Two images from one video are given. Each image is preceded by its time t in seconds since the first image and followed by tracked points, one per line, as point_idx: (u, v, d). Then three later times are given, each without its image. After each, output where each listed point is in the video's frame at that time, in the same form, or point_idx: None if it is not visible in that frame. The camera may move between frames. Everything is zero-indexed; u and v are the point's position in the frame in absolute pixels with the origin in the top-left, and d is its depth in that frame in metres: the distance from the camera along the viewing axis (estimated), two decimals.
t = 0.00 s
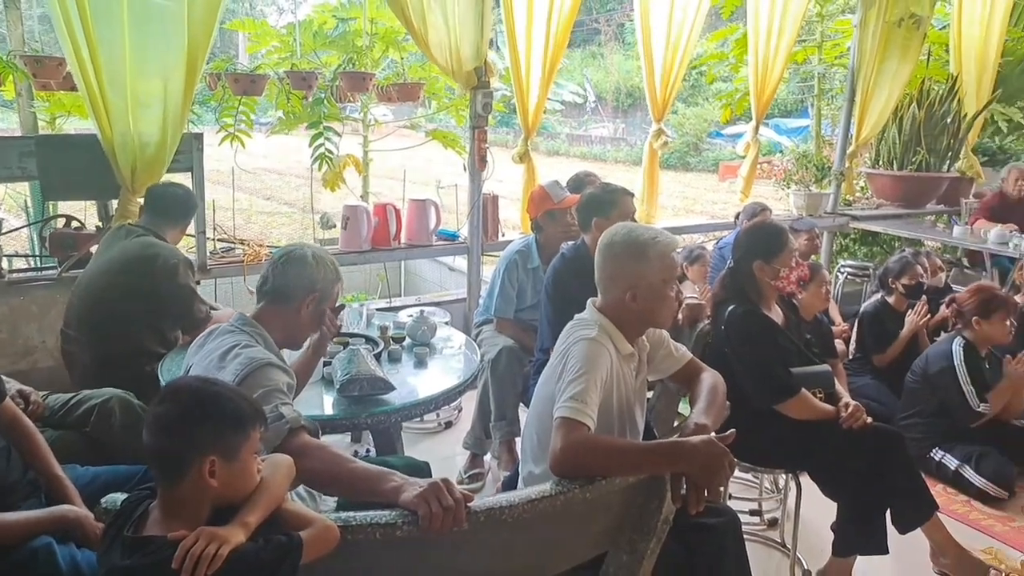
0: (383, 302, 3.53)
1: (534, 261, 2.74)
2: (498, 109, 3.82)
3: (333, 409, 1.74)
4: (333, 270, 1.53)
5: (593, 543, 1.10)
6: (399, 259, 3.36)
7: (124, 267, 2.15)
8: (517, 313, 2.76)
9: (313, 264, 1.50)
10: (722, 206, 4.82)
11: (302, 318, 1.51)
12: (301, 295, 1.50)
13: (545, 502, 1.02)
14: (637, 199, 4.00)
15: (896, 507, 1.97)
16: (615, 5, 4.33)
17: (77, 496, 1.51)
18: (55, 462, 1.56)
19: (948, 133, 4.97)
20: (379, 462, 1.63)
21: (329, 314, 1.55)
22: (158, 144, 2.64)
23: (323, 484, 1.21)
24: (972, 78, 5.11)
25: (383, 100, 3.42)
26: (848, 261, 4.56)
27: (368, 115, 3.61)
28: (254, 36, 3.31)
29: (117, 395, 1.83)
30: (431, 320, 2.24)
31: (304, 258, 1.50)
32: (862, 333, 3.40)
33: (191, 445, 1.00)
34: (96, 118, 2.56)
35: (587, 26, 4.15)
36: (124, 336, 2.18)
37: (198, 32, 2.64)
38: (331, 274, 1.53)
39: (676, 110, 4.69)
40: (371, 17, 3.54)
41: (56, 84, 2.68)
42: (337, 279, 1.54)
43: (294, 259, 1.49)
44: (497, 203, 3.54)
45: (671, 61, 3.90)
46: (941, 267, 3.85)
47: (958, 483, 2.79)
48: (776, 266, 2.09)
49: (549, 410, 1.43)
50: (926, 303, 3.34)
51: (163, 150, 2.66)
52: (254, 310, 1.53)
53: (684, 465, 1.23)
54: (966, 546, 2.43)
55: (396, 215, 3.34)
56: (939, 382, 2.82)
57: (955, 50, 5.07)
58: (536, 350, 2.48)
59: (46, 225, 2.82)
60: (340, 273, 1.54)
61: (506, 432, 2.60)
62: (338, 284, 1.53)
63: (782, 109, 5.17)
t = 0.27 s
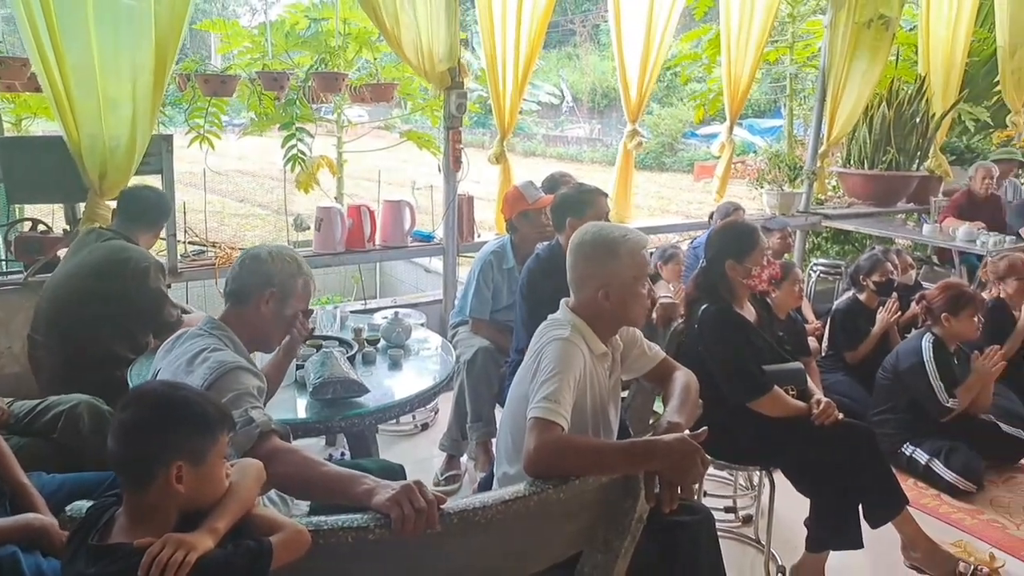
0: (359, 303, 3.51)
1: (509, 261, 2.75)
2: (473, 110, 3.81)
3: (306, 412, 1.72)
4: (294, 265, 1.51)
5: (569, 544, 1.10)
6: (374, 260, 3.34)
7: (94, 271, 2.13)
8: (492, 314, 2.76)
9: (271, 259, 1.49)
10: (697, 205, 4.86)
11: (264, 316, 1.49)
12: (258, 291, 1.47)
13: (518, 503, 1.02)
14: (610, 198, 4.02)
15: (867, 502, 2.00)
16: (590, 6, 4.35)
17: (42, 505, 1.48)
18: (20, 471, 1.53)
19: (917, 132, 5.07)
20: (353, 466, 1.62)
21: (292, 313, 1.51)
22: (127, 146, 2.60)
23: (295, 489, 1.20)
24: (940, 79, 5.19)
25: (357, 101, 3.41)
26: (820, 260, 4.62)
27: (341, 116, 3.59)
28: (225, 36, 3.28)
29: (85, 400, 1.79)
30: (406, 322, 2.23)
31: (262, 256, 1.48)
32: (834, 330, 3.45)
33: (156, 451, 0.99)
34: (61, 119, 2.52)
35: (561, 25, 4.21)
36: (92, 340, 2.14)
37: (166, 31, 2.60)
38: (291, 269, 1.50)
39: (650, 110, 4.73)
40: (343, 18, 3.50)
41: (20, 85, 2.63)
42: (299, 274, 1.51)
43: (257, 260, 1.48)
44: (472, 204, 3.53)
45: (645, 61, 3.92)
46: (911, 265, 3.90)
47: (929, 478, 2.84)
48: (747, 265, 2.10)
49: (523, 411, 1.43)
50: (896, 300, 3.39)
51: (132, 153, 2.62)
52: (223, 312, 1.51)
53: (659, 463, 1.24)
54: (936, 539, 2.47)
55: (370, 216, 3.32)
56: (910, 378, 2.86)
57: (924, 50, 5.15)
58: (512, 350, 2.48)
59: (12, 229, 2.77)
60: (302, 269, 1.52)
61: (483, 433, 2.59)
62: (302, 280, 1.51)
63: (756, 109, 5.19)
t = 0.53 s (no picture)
0: (335, 307, 3.49)
1: (486, 263, 2.74)
2: (449, 112, 3.80)
3: (281, 418, 1.70)
4: (261, 265, 1.49)
5: (548, 545, 1.10)
6: (350, 263, 3.32)
7: (64, 278, 2.09)
8: (470, 316, 2.74)
9: (234, 263, 1.47)
10: (673, 205, 4.89)
11: (230, 318, 1.47)
12: (225, 293, 1.46)
13: (495, 505, 1.02)
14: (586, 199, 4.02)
15: (843, 496, 2.02)
16: (565, 8, 4.35)
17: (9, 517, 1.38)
18: None
19: (887, 131, 5.14)
20: (330, 472, 1.61)
21: (263, 314, 1.50)
22: (97, 152, 2.57)
23: (270, 496, 1.18)
24: (908, 78, 5.27)
25: (331, 104, 3.39)
26: (795, 258, 4.67)
27: (315, 118, 3.55)
28: (197, 39, 3.25)
29: (54, 410, 1.72)
30: (382, 325, 2.22)
31: (227, 260, 1.47)
32: (809, 327, 3.49)
33: (125, 460, 0.97)
34: (29, 126, 2.47)
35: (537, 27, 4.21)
36: (61, 349, 2.11)
37: (135, 34, 2.56)
38: (258, 270, 1.48)
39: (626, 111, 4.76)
40: (316, 20, 3.45)
41: None
42: (267, 275, 1.49)
43: (222, 265, 1.47)
44: (448, 207, 3.52)
45: (620, 62, 3.93)
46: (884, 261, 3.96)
47: (903, 472, 2.87)
48: (722, 264, 2.11)
49: (500, 412, 1.43)
50: (869, 297, 3.43)
51: (102, 159, 2.58)
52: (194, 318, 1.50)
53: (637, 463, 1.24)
54: (911, 532, 2.50)
55: (346, 219, 3.30)
56: (883, 373, 2.90)
57: (893, 50, 5.23)
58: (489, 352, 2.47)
59: None
60: (270, 269, 1.50)
61: (462, 436, 2.59)
62: (270, 281, 1.49)
63: (730, 110, 5.35)
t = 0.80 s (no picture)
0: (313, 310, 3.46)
1: (465, 264, 2.74)
2: (427, 113, 3.74)
3: (257, 423, 1.69)
4: (231, 267, 1.48)
5: (526, 547, 1.10)
6: (328, 266, 3.30)
7: (35, 283, 2.06)
8: (449, 317, 2.74)
9: (202, 266, 1.46)
10: (652, 206, 4.93)
11: (201, 321, 1.46)
12: (194, 295, 1.45)
13: (473, 507, 1.02)
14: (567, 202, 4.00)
15: (819, 493, 2.04)
16: (544, 9, 4.36)
17: None
18: None
19: (861, 132, 5.21)
20: (307, 476, 1.60)
21: (235, 316, 1.48)
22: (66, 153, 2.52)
23: (243, 504, 1.17)
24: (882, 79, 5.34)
25: (307, 105, 3.35)
26: (771, 257, 4.71)
27: (292, 120, 3.52)
28: (170, 41, 3.21)
29: (25, 416, 1.70)
30: (360, 328, 2.21)
31: (196, 263, 1.47)
32: (785, 326, 3.52)
33: (94, 467, 0.96)
34: None
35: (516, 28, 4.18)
36: (31, 355, 2.07)
37: (106, 35, 2.53)
38: (228, 272, 1.47)
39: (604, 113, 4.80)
40: (292, 22, 3.43)
41: None
42: (237, 276, 1.48)
43: (191, 268, 1.47)
44: (427, 208, 3.51)
45: (597, 63, 3.93)
46: (859, 260, 4.00)
47: (879, 468, 2.91)
48: (698, 264, 2.11)
49: (478, 414, 1.43)
50: (844, 295, 3.47)
51: (73, 160, 2.54)
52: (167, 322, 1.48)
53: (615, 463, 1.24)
54: (887, 527, 2.53)
55: (323, 221, 3.28)
56: (858, 371, 2.93)
57: (867, 52, 5.30)
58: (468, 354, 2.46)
59: None
60: (240, 271, 1.49)
61: (442, 438, 2.58)
62: (241, 282, 1.48)
63: (707, 111, 5.51)
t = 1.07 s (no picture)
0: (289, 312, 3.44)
1: (443, 266, 2.73)
2: (405, 114, 3.75)
3: (232, 426, 1.67)
4: (204, 267, 1.46)
5: (504, 548, 1.10)
6: (304, 267, 3.28)
7: (2, 284, 2.02)
8: (426, 319, 2.73)
9: (174, 266, 1.44)
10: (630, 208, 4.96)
11: (173, 322, 1.44)
12: (164, 296, 1.43)
13: (449, 509, 1.01)
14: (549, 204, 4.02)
15: (793, 492, 2.06)
16: (523, 11, 4.36)
17: None
18: None
19: (834, 135, 5.31)
20: (282, 480, 1.58)
21: (207, 316, 1.46)
22: (35, 151, 2.47)
23: (215, 510, 1.16)
24: (857, 84, 5.38)
25: (284, 105, 3.32)
26: (747, 259, 4.76)
27: (268, 120, 3.49)
28: (144, 39, 3.17)
29: None
30: (335, 329, 2.19)
31: (168, 263, 1.45)
32: (761, 328, 3.56)
33: (62, 472, 0.94)
34: None
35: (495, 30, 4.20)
36: None
37: (77, 32, 2.48)
38: (199, 272, 1.45)
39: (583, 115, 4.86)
40: (268, 20, 3.40)
41: None
42: (208, 277, 1.46)
43: (164, 268, 1.45)
44: (405, 209, 3.49)
45: (576, 65, 3.95)
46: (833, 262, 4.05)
47: (852, 468, 2.94)
48: (674, 266, 2.13)
49: (454, 417, 1.42)
50: (819, 297, 3.51)
51: (42, 159, 2.49)
52: (138, 324, 1.46)
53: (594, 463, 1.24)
54: (860, 526, 2.56)
55: (299, 222, 3.26)
56: (832, 372, 2.97)
57: (841, 57, 5.36)
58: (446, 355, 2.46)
59: None
60: (212, 271, 1.47)
61: (419, 440, 2.57)
62: (212, 282, 1.46)
63: (685, 114, 5.60)
